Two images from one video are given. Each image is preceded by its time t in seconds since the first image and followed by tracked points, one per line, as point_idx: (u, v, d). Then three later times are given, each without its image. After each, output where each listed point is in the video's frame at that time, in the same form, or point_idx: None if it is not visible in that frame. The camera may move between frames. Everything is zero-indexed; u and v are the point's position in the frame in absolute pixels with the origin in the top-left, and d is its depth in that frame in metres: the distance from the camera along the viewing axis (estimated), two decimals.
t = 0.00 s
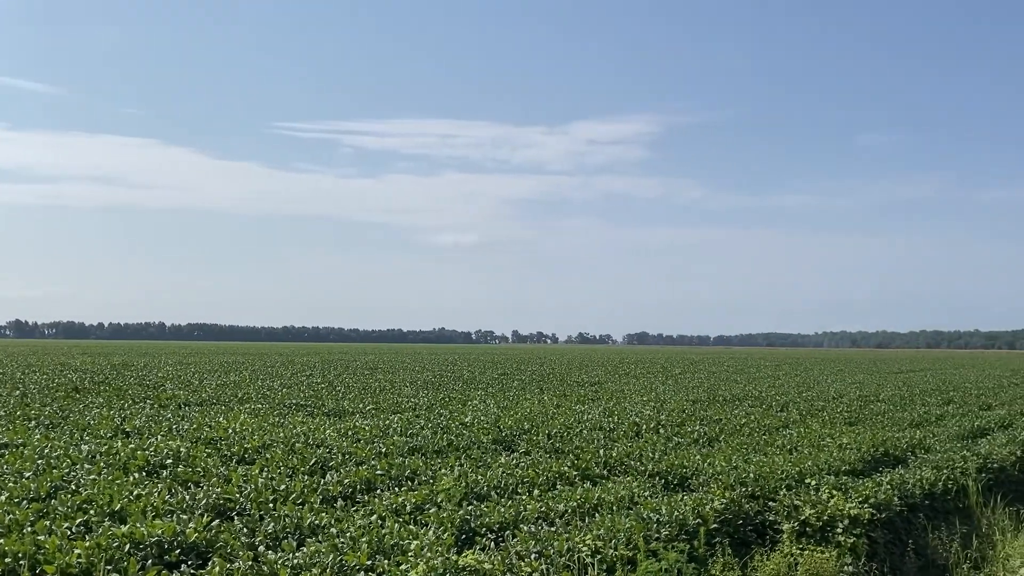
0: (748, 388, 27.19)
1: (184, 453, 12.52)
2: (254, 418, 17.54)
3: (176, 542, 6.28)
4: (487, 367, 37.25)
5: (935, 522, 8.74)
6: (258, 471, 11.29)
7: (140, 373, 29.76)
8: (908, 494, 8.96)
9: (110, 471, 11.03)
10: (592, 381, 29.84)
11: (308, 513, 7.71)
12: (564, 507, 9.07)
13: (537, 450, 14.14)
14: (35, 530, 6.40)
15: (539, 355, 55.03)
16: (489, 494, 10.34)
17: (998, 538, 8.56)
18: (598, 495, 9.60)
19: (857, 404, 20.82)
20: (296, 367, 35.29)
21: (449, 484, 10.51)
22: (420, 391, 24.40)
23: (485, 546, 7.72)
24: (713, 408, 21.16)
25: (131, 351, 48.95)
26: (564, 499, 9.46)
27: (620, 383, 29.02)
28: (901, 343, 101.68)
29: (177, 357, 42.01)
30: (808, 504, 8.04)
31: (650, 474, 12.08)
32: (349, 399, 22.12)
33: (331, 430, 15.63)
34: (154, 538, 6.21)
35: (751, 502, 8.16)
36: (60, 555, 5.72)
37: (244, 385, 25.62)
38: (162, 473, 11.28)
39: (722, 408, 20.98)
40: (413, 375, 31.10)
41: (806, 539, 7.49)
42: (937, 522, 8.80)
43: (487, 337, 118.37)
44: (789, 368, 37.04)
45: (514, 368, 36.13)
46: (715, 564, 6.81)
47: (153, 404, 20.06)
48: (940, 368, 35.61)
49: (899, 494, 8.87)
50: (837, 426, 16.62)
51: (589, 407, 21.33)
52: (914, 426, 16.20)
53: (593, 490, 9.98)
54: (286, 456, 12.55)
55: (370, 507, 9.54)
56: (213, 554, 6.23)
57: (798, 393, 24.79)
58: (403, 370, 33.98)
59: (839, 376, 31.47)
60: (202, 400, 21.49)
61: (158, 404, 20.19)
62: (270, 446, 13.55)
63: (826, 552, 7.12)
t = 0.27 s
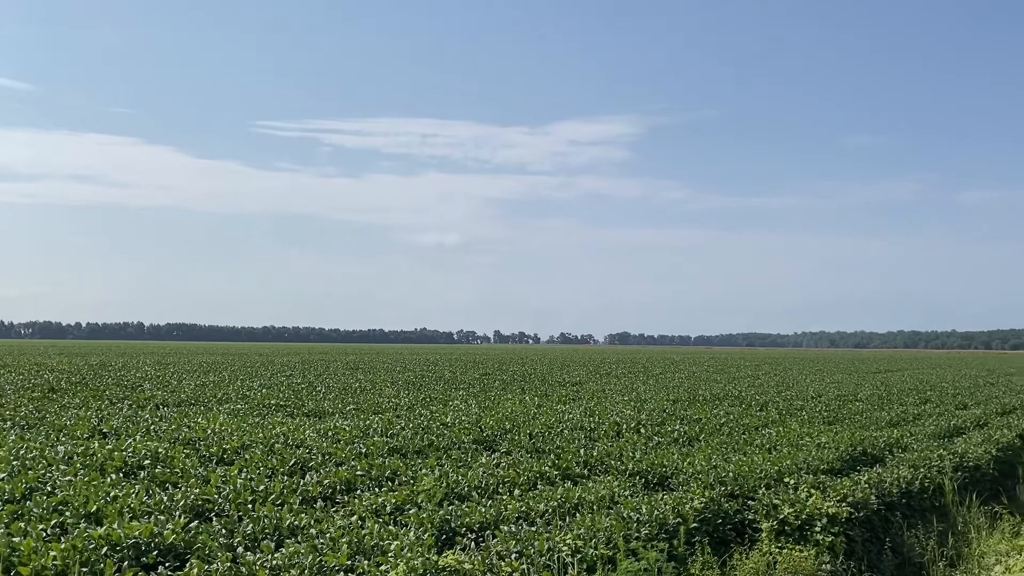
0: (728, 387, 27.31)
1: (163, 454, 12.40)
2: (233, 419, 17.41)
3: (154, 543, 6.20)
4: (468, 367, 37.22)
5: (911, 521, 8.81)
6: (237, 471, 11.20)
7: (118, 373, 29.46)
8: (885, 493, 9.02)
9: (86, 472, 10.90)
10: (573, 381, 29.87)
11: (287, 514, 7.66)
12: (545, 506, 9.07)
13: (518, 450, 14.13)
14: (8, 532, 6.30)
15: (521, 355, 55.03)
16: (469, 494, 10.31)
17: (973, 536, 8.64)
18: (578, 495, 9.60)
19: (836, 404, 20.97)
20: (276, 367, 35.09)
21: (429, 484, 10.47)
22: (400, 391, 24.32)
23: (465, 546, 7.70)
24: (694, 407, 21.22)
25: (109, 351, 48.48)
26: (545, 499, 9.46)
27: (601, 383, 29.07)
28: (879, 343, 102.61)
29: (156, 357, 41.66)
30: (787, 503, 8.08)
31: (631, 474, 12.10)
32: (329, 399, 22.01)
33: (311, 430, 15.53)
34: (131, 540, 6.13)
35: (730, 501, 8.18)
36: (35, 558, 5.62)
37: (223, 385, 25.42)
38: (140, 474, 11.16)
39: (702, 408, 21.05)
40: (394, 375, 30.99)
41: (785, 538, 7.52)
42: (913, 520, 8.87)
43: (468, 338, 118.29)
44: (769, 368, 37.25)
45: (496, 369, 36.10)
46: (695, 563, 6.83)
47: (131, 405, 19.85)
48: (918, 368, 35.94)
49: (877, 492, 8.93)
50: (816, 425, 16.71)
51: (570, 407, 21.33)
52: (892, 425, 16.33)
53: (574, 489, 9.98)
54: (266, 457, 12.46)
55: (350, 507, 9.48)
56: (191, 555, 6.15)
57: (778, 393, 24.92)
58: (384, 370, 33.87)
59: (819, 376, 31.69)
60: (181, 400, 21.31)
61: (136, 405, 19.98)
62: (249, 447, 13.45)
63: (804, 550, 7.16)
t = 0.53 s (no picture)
0: (710, 388, 27.42)
1: (142, 455, 12.29)
2: (213, 420, 17.28)
3: (133, 545, 6.13)
4: (451, 368, 37.18)
5: (890, 520, 8.87)
6: (217, 473, 11.12)
7: (97, 374, 29.19)
8: (864, 492, 9.08)
9: (64, 474, 10.77)
10: (555, 381, 29.89)
11: (268, 515, 7.61)
12: (527, 507, 9.07)
13: (500, 451, 14.12)
14: None
15: (504, 356, 55.06)
16: (451, 495, 10.29)
17: (950, 535, 8.71)
18: (560, 495, 9.61)
19: (817, 404, 21.10)
20: (257, 367, 34.89)
21: (411, 484, 10.44)
22: (382, 392, 24.24)
23: (446, 547, 7.67)
24: (675, 408, 21.29)
25: (87, 351, 48.05)
26: (527, 499, 9.46)
27: (584, 384, 29.11)
28: (859, 344, 103.49)
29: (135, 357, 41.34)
30: (767, 502, 8.12)
31: (613, 474, 12.12)
32: (311, 400, 21.91)
33: (292, 431, 15.44)
34: (109, 542, 6.05)
35: (711, 501, 8.21)
36: (11, 560, 5.54)
37: (203, 386, 25.23)
38: (118, 475, 11.05)
39: (684, 408, 21.12)
40: (377, 375, 30.91)
41: (765, 537, 7.55)
42: (892, 519, 8.93)
43: (452, 338, 118.17)
44: (750, 368, 37.44)
45: (479, 369, 36.05)
46: (676, 562, 6.84)
47: (110, 406, 19.66)
48: (897, 368, 36.25)
49: (856, 492, 8.98)
50: (797, 425, 16.81)
51: (552, 407, 21.33)
52: (871, 425, 16.45)
53: (556, 489, 10.00)
54: (246, 458, 12.38)
55: (331, 508, 9.44)
56: (171, 557, 6.08)
57: (759, 393, 25.05)
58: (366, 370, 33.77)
59: (799, 376, 31.90)
60: (161, 401, 21.13)
61: (114, 406, 19.80)
62: (229, 448, 13.36)
63: (784, 550, 7.19)
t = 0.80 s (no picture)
0: (692, 388, 27.52)
1: (122, 457, 12.17)
2: (194, 421, 17.13)
3: (112, 547, 6.05)
4: (435, 368, 37.10)
5: (871, 519, 8.92)
6: (198, 474, 11.02)
7: (77, 375, 28.90)
8: (846, 492, 9.12)
9: (42, 476, 10.64)
10: (539, 382, 29.90)
11: (249, 517, 7.54)
12: (510, 508, 9.05)
13: (484, 452, 14.09)
14: None
15: (487, 357, 55.01)
16: (434, 496, 10.25)
17: (930, 534, 8.77)
18: (544, 496, 9.59)
19: (798, 404, 21.22)
20: (239, 368, 34.65)
21: (394, 486, 10.39)
22: (366, 393, 24.15)
23: (429, 548, 7.63)
24: (659, 408, 21.33)
25: (66, 352, 47.61)
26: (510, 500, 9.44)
27: (567, 385, 29.10)
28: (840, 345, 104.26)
29: (116, 358, 40.99)
30: (749, 503, 8.14)
31: (596, 475, 12.12)
32: (294, 401, 21.79)
33: (274, 432, 15.34)
34: (88, 544, 5.97)
35: (693, 501, 8.22)
36: None
37: (185, 387, 25.04)
38: (98, 477, 10.93)
39: (666, 409, 21.18)
40: (360, 376, 30.79)
41: (748, 537, 7.56)
42: (873, 519, 8.98)
43: (435, 339, 118.00)
44: (733, 369, 37.60)
45: (463, 370, 36.00)
46: (659, 563, 6.84)
47: (90, 407, 19.46)
48: (878, 369, 36.55)
49: (837, 491, 9.02)
50: (779, 426, 16.89)
51: (536, 407, 21.32)
52: (852, 425, 16.54)
53: (539, 490, 9.98)
54: (228, 460, 12.28)
55: (313, 510, 9.37)
56: (151, 559, 6.01)
57: (741, 394, 25.18)
58: (349, 371, 33.63)
59: (781, 377, 32.09)
60: (141, 402, 20.95)
61: (94, 407, 19.59)
62: (211, 449, 13.25)
63: (766, 550, 7.21)
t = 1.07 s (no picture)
0: (677, 389, 27.62)
1: (105, 459, 12.07)
2: (178, 422, 17.03)
3: (94, 549, 5.99)
4: (420, 369, 37.04)
5: (853, 519, 8.98)
6: (181, 476, 10.95)
7: (58, 376, 28.66)
8: (828, 492, 9.17)
9: (23, 478, 10.54)
10: (524, 383, 29.94)
11: (233, 519, 7.50)
12: (495, 508, 9.05)
13: (469, 453, 14.08)
14: None
15: (472, 357, 55.00)
16: (419, 497, 10.23)
17: (912, 534, 8.84)
18: (529, 497, 9.60)
19: (782, 405, 21.37)
20: (223, 369, 34.48)
21: (379, 487, 10.36)
22: (350, 394, 24.09)
23: (414, 550, 7.62)
24: (643, 409, 21.39)
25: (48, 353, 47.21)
26: (495, 501, 9.44)
27: (552, 385, 29.15)
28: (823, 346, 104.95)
29: (98, 359, 40.68)
30: (733, 503, 8.17)
31: (581, 475, 12.14)
32: (278, 402, 21.71)
33: (258, 433, 15.27)
34: (70, 547, 5.90)
35: (677, 502, 8.25)
36: None
37: (168, 388, 24.89)
38: (80, 479, 10.84)
39: (651, 409, 21.24)
40: (345, 377, 30.68)
41: (731, 537, 7.59)
42: (855, 519, 9.03)
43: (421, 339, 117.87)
44: (717, 370, 37.79)
45: (448, 371, 35.99)
46: (642, 563, 6.86)
47: (72, 408, 19.31)
48: (860, 370, 36.86)
49: (820, 492, 9.07)
50: (763, 426, 16.98)
51: (521, 408, 21.33)
52: (835, 426, 16.65)
53: (523, 491, 9.98)
54: (211, 461, 12.20)
55: (297, 512, 9.33)
56: (134, 562, 5.96)
57: (725, 395, 25.29)
58: (333, 372, 33.54)
59: (765, 378, 32.28)
60: (124, 403, 20.80)
61: (76, 408, 19.44)
62: (194, 451, 13.17)
63: (750, 550, 7.24)
